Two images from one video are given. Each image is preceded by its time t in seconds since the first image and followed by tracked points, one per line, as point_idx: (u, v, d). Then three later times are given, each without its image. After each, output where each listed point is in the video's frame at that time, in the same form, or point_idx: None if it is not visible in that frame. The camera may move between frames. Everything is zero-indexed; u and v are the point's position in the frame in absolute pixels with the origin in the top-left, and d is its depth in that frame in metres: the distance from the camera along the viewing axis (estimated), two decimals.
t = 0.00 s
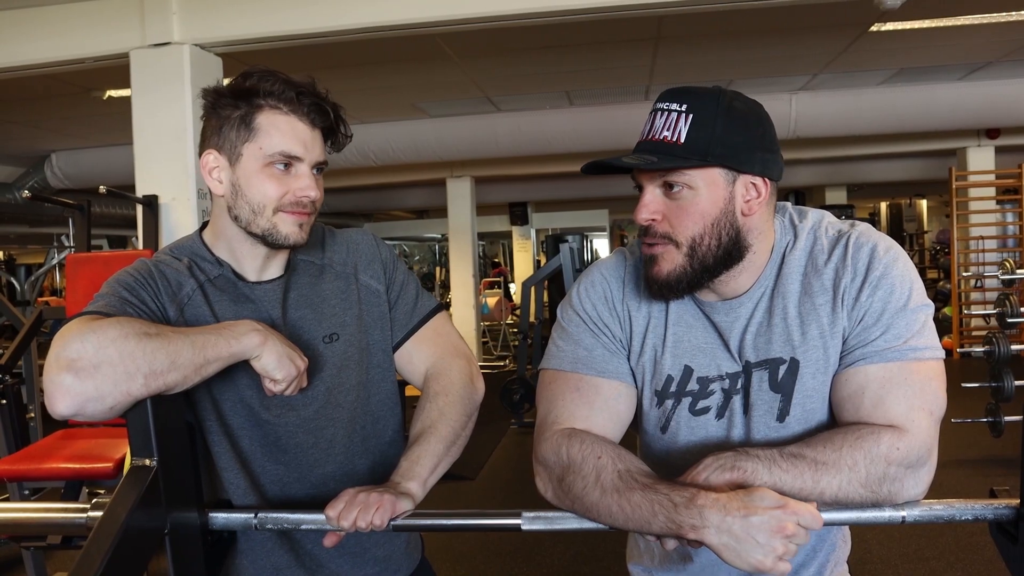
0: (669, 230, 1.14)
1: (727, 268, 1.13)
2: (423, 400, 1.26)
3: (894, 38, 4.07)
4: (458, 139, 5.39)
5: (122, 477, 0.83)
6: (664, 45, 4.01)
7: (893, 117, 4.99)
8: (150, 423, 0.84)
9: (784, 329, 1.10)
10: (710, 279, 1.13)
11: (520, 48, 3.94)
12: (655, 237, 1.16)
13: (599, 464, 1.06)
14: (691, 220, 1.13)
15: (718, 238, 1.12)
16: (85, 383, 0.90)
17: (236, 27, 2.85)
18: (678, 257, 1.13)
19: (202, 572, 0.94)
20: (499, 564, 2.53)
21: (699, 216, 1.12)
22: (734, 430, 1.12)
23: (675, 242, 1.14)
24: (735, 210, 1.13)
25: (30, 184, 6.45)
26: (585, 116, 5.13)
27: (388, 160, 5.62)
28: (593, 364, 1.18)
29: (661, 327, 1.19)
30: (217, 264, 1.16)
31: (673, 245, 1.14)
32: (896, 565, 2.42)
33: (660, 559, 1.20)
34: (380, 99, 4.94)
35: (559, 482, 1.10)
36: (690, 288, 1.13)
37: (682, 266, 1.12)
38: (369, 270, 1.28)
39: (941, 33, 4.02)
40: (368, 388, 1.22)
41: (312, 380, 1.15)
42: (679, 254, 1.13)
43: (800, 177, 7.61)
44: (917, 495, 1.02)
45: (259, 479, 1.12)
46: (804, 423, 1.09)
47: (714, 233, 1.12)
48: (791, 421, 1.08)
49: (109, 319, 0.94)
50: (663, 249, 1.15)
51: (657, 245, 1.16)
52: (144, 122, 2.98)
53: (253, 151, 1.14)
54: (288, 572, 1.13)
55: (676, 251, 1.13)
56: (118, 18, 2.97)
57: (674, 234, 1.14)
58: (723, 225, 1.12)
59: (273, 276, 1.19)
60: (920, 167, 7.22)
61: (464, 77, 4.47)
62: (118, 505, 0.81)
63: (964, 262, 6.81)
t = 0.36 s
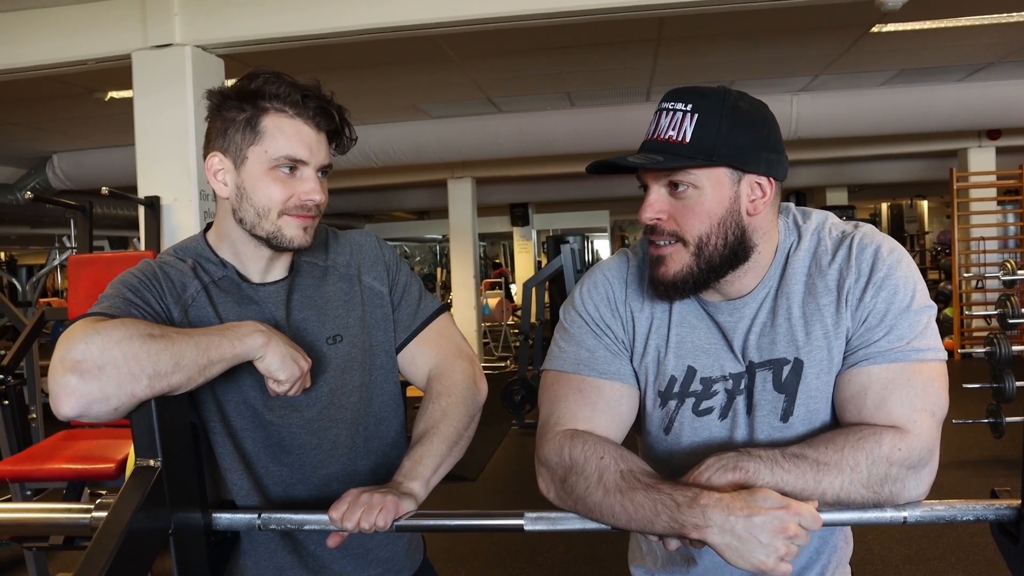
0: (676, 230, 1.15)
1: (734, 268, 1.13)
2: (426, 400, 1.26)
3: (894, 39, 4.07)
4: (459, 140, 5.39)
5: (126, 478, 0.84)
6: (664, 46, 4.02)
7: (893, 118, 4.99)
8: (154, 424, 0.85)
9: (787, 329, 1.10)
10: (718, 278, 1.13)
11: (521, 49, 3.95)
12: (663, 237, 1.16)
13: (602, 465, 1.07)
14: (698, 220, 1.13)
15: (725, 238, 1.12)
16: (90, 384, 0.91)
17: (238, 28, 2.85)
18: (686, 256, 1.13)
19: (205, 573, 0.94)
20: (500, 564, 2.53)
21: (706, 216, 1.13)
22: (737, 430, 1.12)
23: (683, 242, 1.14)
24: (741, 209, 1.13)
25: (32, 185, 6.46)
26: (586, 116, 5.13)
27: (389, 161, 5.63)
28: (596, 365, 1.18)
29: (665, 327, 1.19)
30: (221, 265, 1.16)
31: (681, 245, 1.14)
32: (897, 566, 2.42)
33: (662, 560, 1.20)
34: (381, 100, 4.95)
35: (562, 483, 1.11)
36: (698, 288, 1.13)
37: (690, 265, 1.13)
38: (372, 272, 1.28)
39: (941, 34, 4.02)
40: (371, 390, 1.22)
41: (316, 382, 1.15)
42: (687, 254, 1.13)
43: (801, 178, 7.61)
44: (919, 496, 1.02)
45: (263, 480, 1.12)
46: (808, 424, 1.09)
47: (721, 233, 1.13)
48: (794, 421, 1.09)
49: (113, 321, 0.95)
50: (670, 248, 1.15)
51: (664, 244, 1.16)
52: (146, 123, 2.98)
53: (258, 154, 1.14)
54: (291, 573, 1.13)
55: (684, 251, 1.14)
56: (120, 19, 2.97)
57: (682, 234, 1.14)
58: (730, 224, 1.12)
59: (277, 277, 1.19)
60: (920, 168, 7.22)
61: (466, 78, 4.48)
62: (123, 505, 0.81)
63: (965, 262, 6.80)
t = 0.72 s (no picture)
0: (677, 232, 1.15)
1: (735, 270, 1.13)
2: (427, 400, 1.26)
3: (894, 40, 4.08)
4: (459, 141, 5.40)
5: (128, 480, 0.84)
6: (665, 47, 4.02)
7: (894, 119, 4.99)
8: (156, 425, 0.85)
9: (788, 331, 1.10)
10: (720, 281, 1.13)
11: (521, 50, 3.95)
12: (664, 239, 1.16)
13: (603, 465, 1.07)
14: (698, 223, 1.13)
15: (726, 240, 1.12)
16: (92, 385, 0.91)
17: (238, 30, 2.86)
18: (686, 259, 1.13)
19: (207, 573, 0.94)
20: (501, 565, 2.53)
21: (707, 219, 1.13)
22: (738, 431, 1.12)
23: (683, 244, 1.14)
24: (741, 212, 1.13)
25: (32, 187, 6.47)
26: (586, 118, 5.14)
27: (390, 162, 5.63)
28: (597, 367, 1.18)
29: (665, 329, 1.19)
30: (221, 267, 1.17)
31: (682, 248, 1.14)
32: (898, 567, 2.42)
33: (663, 560, 1.21)
34: (381, 102, 4.95)
35: (563, 484, 1.11)
36: (699, 291, 1.14)
37: (692, 268, 1.13)
38: (372, 273, 1.29)
39: (941, 34, 4.03)
40: (372, 390, 1.22)
41: (316, 383, 1.16)
42: (688, 256, 1.13)
43: (801, 178, 7.60)
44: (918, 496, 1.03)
45: (264, 482, 1.13)
46: (808, 424, 1.09)
47: (721, 235, 1.13)
48: (794, 422, 1.09)
49: (114, 322, 0.95)
50: (672, 250, 1.15)
51: (664, 247, 1.16)
52: (147, 125, 2.99)
53: (258, 157, 1.15)
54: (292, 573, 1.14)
55: (684, 254, 1.14)
56: (121, 21, 2.98)
57: (682, 237, 1.14)
58: (730, 227, 1.13)
59: (277, 279, 1.19)
60: (921, 168, 7.21)
61: (466, 79, 4.48)
62: (125, 506, 0.81)
63: (965, 263, 6.80)
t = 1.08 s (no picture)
0: (678, 230, 1.15)
1: (738, 268, 1.13)
2: (430, 399, 1.26)
3: (894, 37, 4.08)
4: (460, 141, 5.40)
5: (133, 482, 0.84)
6: (665, 46, 4.02)
7: (895, 115, 4.99)
8: (160, 427, 0.85)
9: (792, 328, 1.10)
10: (722, 279, 1.13)
11: (520, 51, 3.95)
12: (665, 238, 1.16)
13: (607, 464, 1.07)
14: (699, 221, 1.13)
15: (727, 238, 1.12)
16: (96, 390, 0.91)
17: (239, 33, 2.87)
18: (687, 257, 1.13)
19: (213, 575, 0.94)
20: (506, 565, 2.54)
21: (708, 217, 1.13)
22: (742, 428, 1.12)
23: (685, 242, 1.14)
24: (742, 210, 1.13)
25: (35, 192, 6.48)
26: (587, 118, 5.14)
27: (391, 164, 5.64)
28: (601, 366, 1.18)
29: (669, 327, 1.19)
30: (222, 270, 1.17)
31: (684, 246, 1.14)
32: (903, 564, 2.42)
33: (668, 559, 1.21)
34: (382, 104, 4.96)
35: (567, 483, 1.11)
36: (701, 288, 1.14)
37: (693, 267, 1.13)
38: (374, 272, 1.29)
39: (941, 31, 4.03)
40: (375, 390, 1.23)
41: (319, 383, 1.16)
42: (690, 255, 1.14)
43: (803, 176, 7.58)
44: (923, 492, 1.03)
45: (268, 484, 1.13)
46: (812, 421, 1.09)
47: (723, 233, 1.13)
48: (799, 419, 1.09)
49: (117, 327, 0.95)
50: (673, 249, 1.15)
51: (666, 245, 1.17)
52: (149, 129, 2.99)
53: (256, 160, 1.15)
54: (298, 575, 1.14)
55: (686, 252, 1.14)
56: (121, 26, 2.99)
57: (683, 234, 1.14)
58: (732, 225, 1.13)
59: (279, 280, 1.20)
60: (922, 164, 7.21)
61: (466, 80, 4.49)
62: (130, 509, 0.82)
63: (968, 259, 6.79)
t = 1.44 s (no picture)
0: (660, 231, 1.16)
1: (721, 273, 1.13)
2: (431, 397, 1.26)
3: (896, 39, 4.07)
4: (461, 141, 5.41)
5: (135, 481, 0.84)
6: (668, 47, 4.02)
7: (896, 117, 4.99)
8: (162, 426, 0.85)
9: (793, 329, 1.10)
10: (698, 282, 1.14)
11: (523, 52, 3.95)
12: (647, 237, 1.18)
13: (609, 466, 1.07)
14: (681, 224, 1.14)
15: (708, 244, 1.13)
16: (98, 389, 0.91)
17: (242, 32, 2.87)
18: (667, 257, 1.14)
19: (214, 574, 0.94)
20: (506, 565, 2.54)
21: (690, 222, 1.14)
22: (742, 428, 1.12)
23: (666, 243, 1.15)
24: (723, 216, 1.13)
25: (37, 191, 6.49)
26: (588, 118, 5.14)
27: (393, 163, 5.64)
28: (602, 366, 1.19)
29: (669, 328, 1.19)
30: (224, 269, 1.17)
31: (663, 246, 1.15)
32: (904, 566, 2.42)
33: (668, 560, 1.21)
34: (383, 104, 4.96)
35: (568, 483, 1.11)
36: (680, 288, 1.15)
37: (670, 267, 1.14)
38: (374, 271, 1.29)
39: (943, 33, 4.02)
40: (376, 389, 1.23)
41: (320, 382, 1.16)
42: (668, 255, 1.14)
43: (805, 177, 7.57)
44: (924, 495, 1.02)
45: (269, 483, 1.13)
46: (812, 423, 1.09)
47: (704, 238, 1.13)
48: (798, 420, 1.09)
49: (119, 326, 0.95)
50: (653, 248, 1.16)
51: (648, 245, 1.18)
52: (151, 129, 3.00)
53: (258, 159, 1.15)
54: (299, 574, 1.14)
55: (665, 252, 1.15)
56: (124, 24, 2.99)
57: (663, 236, 1.15)
58: (712, 231, 1.13)
59: (280, 279, 1.20)
60: (924, 166, 7.20)
61: (468, 80, 4.49)
62: (132, 507, 0.82)
63: (969, 261, 6.79)
